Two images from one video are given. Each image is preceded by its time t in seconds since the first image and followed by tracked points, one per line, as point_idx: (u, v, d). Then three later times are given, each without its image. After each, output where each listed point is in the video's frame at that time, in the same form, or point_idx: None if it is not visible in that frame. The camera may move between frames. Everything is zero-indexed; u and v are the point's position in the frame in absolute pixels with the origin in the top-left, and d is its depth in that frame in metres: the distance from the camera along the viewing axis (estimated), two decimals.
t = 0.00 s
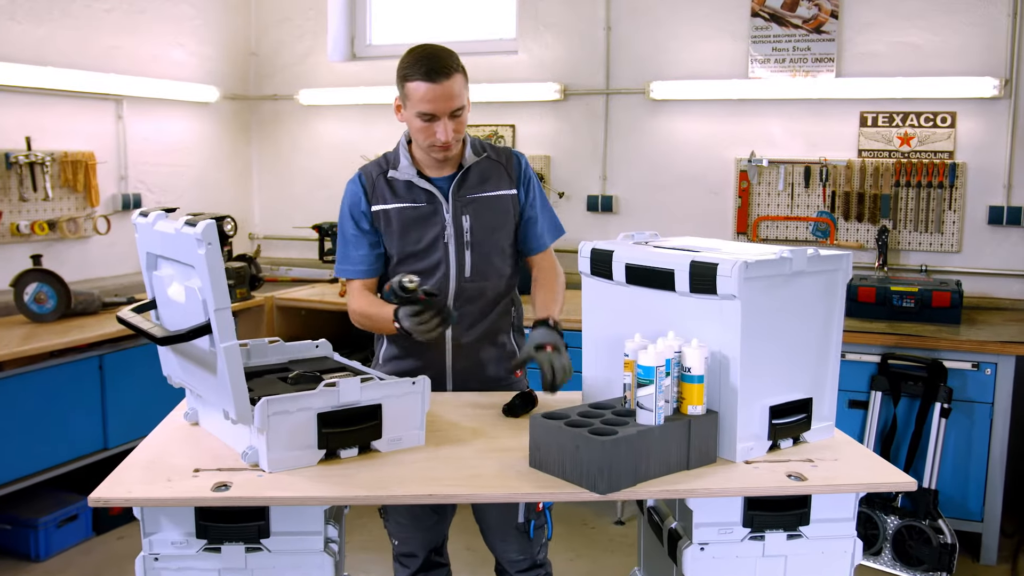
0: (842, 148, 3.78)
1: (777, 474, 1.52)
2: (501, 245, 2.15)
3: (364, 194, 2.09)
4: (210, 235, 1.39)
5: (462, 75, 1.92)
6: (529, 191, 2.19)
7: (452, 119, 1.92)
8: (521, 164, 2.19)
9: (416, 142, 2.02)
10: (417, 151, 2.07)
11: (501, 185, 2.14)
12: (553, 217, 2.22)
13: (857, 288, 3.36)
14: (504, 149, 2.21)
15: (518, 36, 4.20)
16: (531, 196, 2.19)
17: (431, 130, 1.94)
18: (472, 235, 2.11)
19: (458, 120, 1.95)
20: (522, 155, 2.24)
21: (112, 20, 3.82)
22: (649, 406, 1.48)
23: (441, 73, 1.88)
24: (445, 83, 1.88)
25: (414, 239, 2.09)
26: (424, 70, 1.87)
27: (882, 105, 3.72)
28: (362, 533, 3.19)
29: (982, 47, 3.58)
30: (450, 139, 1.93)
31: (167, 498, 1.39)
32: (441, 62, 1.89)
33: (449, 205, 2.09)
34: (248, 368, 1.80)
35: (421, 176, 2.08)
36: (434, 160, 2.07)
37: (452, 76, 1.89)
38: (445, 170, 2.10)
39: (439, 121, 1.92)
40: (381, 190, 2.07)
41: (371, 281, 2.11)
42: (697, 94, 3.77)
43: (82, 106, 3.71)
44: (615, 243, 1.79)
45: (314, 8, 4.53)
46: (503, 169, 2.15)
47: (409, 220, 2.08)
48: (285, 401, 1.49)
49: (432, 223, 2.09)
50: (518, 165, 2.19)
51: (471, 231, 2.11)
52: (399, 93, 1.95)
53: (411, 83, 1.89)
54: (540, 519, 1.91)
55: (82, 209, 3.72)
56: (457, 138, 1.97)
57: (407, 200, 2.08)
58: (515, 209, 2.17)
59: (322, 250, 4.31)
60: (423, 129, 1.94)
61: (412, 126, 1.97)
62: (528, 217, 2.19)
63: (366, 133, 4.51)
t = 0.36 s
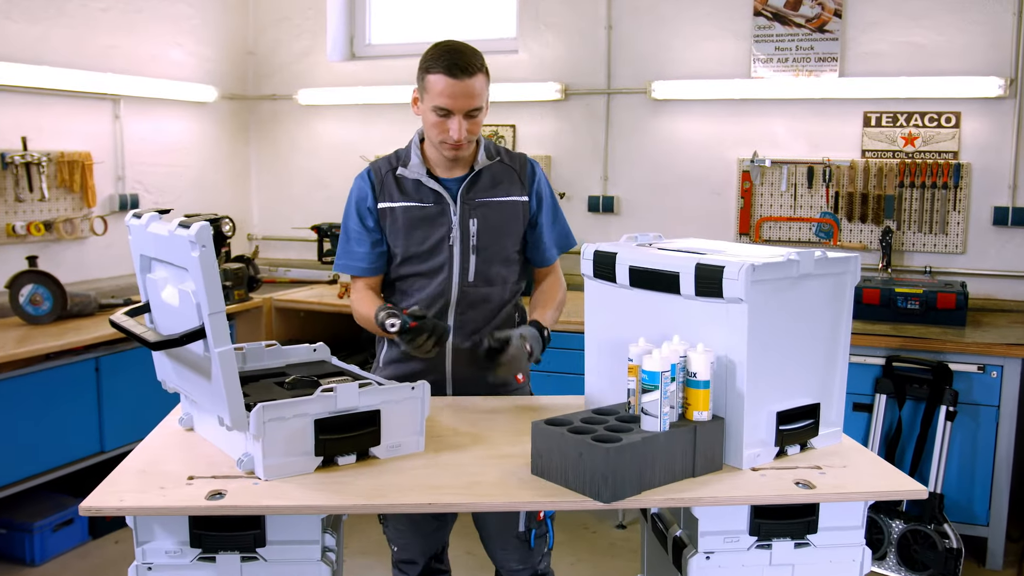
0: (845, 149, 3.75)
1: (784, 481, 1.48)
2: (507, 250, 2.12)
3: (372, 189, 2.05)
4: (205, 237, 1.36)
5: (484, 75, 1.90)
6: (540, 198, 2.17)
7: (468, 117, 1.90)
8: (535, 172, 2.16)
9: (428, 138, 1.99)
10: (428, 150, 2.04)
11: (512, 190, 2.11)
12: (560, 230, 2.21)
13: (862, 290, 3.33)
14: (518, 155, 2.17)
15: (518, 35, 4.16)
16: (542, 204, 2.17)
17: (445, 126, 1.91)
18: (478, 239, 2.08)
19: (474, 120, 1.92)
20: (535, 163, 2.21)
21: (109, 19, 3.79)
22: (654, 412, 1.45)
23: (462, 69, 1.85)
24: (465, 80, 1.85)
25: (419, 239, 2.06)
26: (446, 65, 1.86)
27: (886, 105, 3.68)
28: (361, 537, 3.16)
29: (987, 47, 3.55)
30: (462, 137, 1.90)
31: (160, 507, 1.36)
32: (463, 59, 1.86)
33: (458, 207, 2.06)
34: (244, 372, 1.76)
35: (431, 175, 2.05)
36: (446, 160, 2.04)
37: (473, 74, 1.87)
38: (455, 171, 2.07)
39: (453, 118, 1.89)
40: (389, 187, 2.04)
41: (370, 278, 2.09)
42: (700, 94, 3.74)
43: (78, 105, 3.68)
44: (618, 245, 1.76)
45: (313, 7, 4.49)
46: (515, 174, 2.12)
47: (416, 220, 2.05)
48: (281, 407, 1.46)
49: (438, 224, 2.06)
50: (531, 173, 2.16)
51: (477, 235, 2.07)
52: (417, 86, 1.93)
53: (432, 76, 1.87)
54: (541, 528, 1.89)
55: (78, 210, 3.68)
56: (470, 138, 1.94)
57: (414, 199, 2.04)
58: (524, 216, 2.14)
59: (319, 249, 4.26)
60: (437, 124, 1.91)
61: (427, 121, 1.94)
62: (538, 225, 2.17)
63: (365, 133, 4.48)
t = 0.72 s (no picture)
0: (848, 148, 3.73)
1: (789, 486, 1.46)
2: (530, 252, 2.10)
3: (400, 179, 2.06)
4: (199, 239, 1.34)
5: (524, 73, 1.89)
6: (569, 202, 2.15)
7: (502, 113, 1.88)
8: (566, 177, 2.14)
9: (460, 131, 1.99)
10: (460, 144, 2.04)
11: (540, 191, 2.09)
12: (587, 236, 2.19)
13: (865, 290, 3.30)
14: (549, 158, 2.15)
15: (518, 34, 4.14)
16: (570, 209, 2.15)
17: (478, 119, 1.90)
18: (501, 237, 2.06)
19: (507, 117, 1.91)
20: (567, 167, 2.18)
21: (108, 19, 3.76)
22: (658, 416, 1.43)
23: (501, 64, 1.84)
24: (504, 75, 1.84)
25: (442, 233, 2.04)
26: (487, 57, 1.84)
27: (888, 104, 3.66)
28: (360, 540, 3.13)
29: (990, 46, 3.52)
30: (493, 132, 1.89)
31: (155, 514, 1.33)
32: (504, 53, 1.85)
33: (483, 204, 2.05)
34: (241, 374, 1.74)
35: (459, 169, 2.05)
36: (478, 156, 2.03)
37: (513, 70, 1.86)
38: (483, 168, 2.06)
39: (487, 112, 1.88)
40: (416, 178, 2.04)
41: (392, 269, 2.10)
42: (701, 94, 3.71)
43: (76, 105, 3.65)
44: (620, 247, 1.74)
45: (312, 6, 4.47)
46: (545, 176, 2.10)
47: (439, 213, 2.04)
48: (279, 411, 1.44)
49: (463, 219, 2.04)
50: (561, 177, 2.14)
51: (501, 233, 2.06)
52: (456, 77, 1.93)
53: (472, 67, 1.86)
54: (551, 536, 1.86)
55: (76, 210, 3.65)
56: (502, 135, 1.93)
57: (440, 191, 2.04)
58: (550, 218, 2.12)
59: (317, 250, 4.30)
60: (470, 116, 1.90)
61: (461, 112, 1.93)
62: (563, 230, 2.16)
63: (364, 133, 4.46)
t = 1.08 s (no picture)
0: (849, 148, 3.72)
1: (791, 489, 1.45)
2: (561, 255, 2.11)
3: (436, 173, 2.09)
4: (198, 239, 1.32)
5: (551, 65, 1.90)
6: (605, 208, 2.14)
7: (526, 105, 1.90)
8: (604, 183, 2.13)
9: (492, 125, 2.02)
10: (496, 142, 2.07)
11: (576, 194, 2.10)
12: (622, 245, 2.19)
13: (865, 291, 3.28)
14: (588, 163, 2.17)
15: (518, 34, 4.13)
16: (607, 211, 2.12)
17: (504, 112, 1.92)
18: (531, 238, 2.08)
19: (535, 109, 1.92)
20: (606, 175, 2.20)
21: (108, 19, 3.75)
22: (659, 418, 1.42)
23: (524, 56, 1.87)
24: (528, 67, 1.87)
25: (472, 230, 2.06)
26: (512, 51, 1.87)
27: (890, 105, 3.65)
28: (360, 541, 3.12)
29: (991, 46, 3.51)
30: (516, 124, 1.90)
31: (154, 517, 1.33)
32: (529, 47, 1.88)
33: (516, 203, 2.07)
34: (240, 376, 1.73)
35: (494, 167, 2.08)
36: (513, 152, 2.05)
37: (537, 63, 1.87)
38: (519, 167, 2.08)
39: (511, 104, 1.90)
40: (453, 173, 2.08)
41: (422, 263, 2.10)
42: (701, 94, 3.70)
43: (75, 105, 3.64)
44: (622, 248, 1.73)
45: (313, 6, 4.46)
46: (581, 180, 2.11)
47: (472, 211, 2.06)
48: (278, 413, 1.43)
49: (494, 217, 2.07)
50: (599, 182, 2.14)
51: (531, 234, 2.07)
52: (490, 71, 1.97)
53: (500, 59, 1.89)
54: (568, 541, 1.86)
55: (75, 210, 3.64)
56: (529, 128, 1.94)
57: (475, 187, 2.07)
58: (583, 223, 2.12)
59: (318, 250, 4.30)
60: (497, 109, 1.93)
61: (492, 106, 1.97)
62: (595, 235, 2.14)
63: (364, 133, 4.45)
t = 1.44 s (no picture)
0: (849, 148, 3.71)
1: (791, 489, 1.45)
2: (568, 254, 2.11)
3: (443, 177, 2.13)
4: (197, 239, 1.32)
5: (518, 58, 1.94)
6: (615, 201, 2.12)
7: (500, 100, 1.95)
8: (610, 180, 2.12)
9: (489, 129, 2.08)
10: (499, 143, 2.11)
11: (580, 192, 2.09)
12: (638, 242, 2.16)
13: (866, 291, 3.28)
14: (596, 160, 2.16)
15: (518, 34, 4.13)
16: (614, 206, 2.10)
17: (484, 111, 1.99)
18: (536, 238, 2.08)
19: (509, 102, 1.95)
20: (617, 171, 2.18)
21: (108, 19, 3.75)
22: (659, 418, 1.42)
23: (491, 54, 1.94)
24: (495, 63, 1.93)
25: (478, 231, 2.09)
26: (484, 52, 1.96)
27: (890, 105, 3.65)
28: (360, 541, 3.12)
29: (992, 46, 3.51)
30: (492, 118, 1.95)
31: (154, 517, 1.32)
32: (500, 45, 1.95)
33: (520, 203, 2.08)
34: (239, 376, 1.73)
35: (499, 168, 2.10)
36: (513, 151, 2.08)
37: (504, 58, 1.93)
38: (523, 166, 2.10)
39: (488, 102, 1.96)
40: (459, 176, 2.11)
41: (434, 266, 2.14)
42: (702, 94, 3.70)
43: (75, 105, 3.64)
44: (622, 248, 1.73)
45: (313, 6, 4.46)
46: (587, 176, 2.11)
47: (477, 212, 2.09)
48: (277, 414, 1.44)
49: (499, 218, 2.08)
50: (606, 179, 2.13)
51: (535, 233, 2.08)
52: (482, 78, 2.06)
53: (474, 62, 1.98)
54: (573, 543, 1.87)
55: (75, 210, 3.64)
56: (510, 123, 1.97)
57: (480, 188, 2.10)
58: (590, 219, 2.11)
59: (318, 250, 4.29)
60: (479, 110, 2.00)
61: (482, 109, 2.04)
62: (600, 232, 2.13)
63: (364, 133, 4.45)
